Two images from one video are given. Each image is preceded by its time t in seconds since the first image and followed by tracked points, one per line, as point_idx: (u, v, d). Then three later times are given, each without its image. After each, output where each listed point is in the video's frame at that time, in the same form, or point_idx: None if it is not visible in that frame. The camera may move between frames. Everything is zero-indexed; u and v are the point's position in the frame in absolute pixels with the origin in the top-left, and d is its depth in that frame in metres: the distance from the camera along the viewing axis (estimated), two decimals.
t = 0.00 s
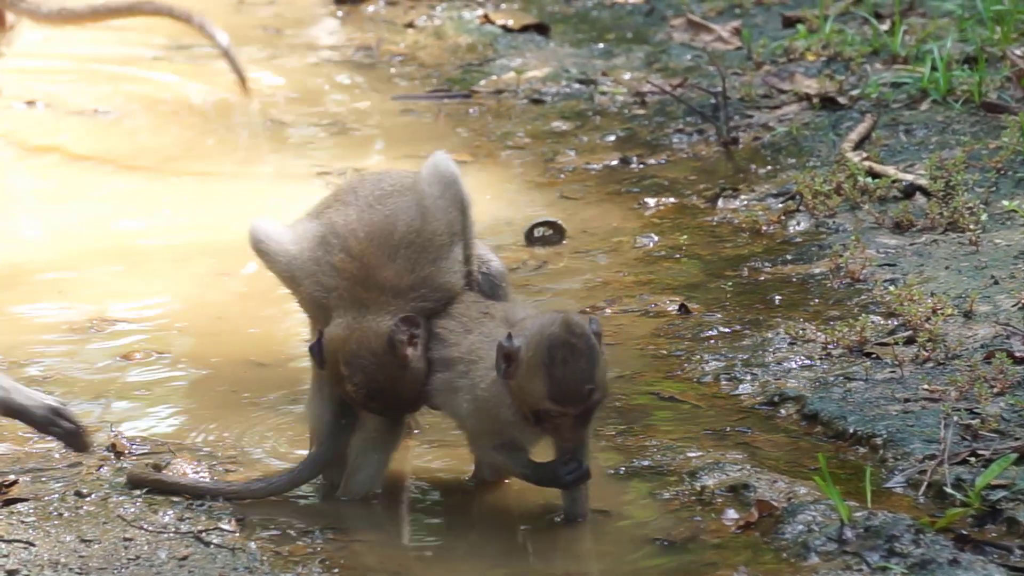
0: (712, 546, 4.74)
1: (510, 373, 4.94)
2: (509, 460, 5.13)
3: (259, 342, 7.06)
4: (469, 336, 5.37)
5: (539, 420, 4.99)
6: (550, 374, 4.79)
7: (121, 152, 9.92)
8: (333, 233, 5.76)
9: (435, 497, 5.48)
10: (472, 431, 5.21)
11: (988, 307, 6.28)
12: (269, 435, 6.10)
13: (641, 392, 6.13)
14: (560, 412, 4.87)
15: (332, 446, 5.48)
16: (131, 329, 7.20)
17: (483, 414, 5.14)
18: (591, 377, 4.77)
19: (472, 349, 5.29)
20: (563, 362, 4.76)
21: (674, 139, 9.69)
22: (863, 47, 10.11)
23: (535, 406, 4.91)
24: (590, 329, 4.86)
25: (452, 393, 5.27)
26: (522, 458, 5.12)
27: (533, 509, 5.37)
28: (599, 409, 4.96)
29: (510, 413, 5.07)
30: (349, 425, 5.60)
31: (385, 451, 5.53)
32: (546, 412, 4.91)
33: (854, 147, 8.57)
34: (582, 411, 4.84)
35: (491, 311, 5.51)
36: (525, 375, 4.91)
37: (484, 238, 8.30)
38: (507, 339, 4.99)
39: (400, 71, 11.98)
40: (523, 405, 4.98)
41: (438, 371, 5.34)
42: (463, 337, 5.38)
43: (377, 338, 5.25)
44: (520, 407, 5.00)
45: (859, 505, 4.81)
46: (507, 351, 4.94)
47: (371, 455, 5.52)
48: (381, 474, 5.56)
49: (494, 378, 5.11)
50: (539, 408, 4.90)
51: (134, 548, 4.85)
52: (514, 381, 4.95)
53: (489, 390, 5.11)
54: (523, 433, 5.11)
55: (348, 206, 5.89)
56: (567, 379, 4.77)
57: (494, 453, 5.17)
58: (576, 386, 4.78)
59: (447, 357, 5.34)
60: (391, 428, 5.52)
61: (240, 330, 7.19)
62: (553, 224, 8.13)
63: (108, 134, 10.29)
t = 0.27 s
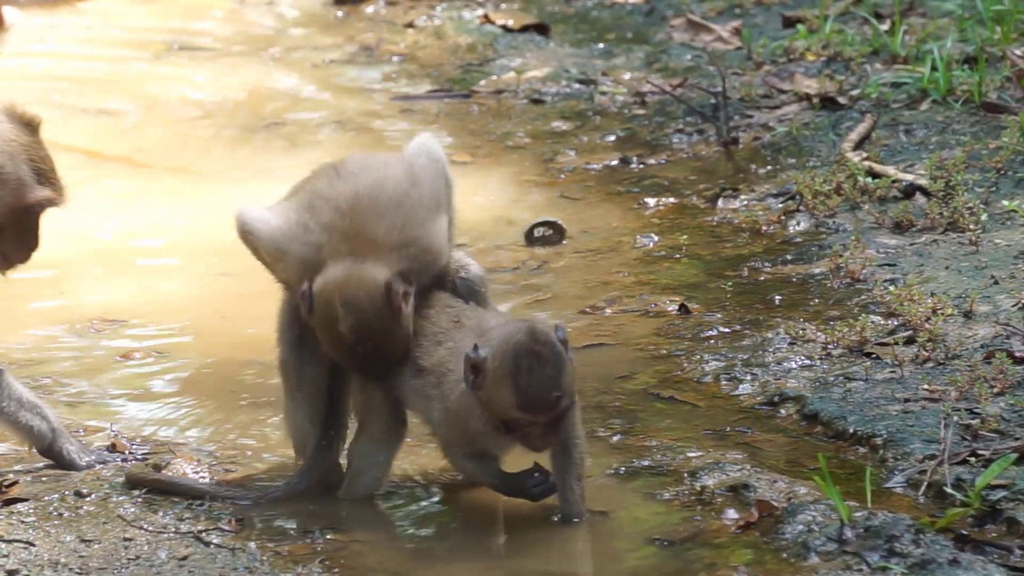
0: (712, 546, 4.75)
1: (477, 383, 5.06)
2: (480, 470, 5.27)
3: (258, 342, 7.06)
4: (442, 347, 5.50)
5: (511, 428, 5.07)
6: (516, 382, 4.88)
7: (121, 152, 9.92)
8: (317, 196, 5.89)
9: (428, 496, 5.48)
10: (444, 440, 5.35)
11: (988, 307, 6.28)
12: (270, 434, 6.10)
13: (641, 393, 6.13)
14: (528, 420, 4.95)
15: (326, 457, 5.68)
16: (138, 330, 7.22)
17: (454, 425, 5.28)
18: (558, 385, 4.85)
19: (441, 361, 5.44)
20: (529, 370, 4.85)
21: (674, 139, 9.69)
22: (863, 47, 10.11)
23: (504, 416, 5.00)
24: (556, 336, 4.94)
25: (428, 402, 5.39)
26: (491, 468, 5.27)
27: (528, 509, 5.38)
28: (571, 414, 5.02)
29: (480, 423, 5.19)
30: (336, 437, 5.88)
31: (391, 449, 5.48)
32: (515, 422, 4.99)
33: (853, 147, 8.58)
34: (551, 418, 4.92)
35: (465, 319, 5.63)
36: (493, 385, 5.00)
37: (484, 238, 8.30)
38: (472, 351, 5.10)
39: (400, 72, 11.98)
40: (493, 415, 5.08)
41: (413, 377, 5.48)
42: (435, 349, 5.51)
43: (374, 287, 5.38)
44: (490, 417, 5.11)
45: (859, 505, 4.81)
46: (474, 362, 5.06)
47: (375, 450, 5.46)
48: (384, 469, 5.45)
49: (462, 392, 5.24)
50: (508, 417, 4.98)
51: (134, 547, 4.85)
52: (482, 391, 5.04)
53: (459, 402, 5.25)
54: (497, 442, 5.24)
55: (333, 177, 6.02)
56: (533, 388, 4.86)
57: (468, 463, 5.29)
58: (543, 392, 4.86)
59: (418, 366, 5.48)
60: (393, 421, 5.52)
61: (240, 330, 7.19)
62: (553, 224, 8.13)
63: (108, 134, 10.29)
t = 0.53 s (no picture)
0: (712, 546, 4.75)
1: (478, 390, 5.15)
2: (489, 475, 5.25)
3: (258, 341, 7.06)
4: (444, 349, 5.44)
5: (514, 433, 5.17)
6: (518, 388, 5.03)
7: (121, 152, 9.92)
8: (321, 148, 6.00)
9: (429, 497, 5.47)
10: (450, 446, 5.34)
11: (988, 307, 6.28)
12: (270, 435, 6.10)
13: (641, 393, 6.14)
14: (530, 425, 5.09)
15: (326, 457, 5.65)
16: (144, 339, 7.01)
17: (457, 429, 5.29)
18: (558, 390, 5.02)
19: (445, 364, 5.39)
20: (530, 376, 5.01)
21: (674, 139, 9.69)
22: (863, 47, 10.11)
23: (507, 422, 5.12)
24: (554, 340, 5.14)
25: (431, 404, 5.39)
26: (495, 470, 5.26)
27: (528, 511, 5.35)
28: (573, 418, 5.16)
29: (482, 426, 5.24)
30: (337, 436, 5.81)
31: (383, 449, 5.47)
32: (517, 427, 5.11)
33: (853, 147, 8.58)
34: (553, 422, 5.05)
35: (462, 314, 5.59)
36: (494, 391, 5.13)
37: (484, 238, 8.31)
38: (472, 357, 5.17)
39: (400, 71, 11.97)
40: (493, 420, 5.18)
41: (417, 384, 5.46)
42: (435, 350, 5.45)
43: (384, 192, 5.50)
44: (493, 423, 5.19)
45: (859, 505, 4.81)
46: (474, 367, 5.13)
47: (367, 449, 5.45)
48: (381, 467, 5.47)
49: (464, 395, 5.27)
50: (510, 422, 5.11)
51: (135, 547, 4.85)
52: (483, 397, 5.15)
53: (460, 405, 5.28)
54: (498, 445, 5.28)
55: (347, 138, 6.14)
56: (534, 393, 5.01)
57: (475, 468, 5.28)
58: (545, 397, 5.01)
59: (423, 370, 5.44)
60: (386, 421, 5.51)
61: (240, 330, 7.19)
62: (553, 224, 8.14)
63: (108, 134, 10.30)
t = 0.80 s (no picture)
0: (712, 546, 4.75)
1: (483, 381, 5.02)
2: (507, 482, 5.14)
3: (258, 341, 7.06)
4: (445, 346, 5.35)
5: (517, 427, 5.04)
6: (525, 379, 4.91)
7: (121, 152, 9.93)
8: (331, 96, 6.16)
9: (427, 496, 5.47)
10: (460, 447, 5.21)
11: (988, 308, 6.28)
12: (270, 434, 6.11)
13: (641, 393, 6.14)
14: (535, 418, 4.96)
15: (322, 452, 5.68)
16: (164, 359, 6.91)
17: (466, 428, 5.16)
18: (566, 381, 4.91)
19: (447, 360, 5.29)
20: (539, 367, 4.91)
21: (674, 139, 9.69)
22: (863, 47, 10.11)
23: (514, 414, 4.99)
24: (560, 332, 5.04)
25: (436, 405, 5.30)
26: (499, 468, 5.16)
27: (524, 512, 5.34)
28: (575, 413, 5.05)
29: (487, 420, 5.10)
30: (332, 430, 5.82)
31: (374, 442, 5.47)
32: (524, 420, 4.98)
33: (853, 147, 8.58)
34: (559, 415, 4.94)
35: (460, 310, 5.52)
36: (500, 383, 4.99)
37: (484, 238, 8.31)
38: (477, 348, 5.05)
39: (400, 71, 11.97)
40: (500, 413, 5.04)
41: (421, 389, 5.37)
42: (438, 347, 5.36)
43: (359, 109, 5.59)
44: (497, 416, 5.06)
45: (859, 505, 4.81)
46: (481, 358, 5.01)
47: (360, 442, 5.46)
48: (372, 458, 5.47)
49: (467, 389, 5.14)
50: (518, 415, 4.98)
51: (135, 548, 4.85)
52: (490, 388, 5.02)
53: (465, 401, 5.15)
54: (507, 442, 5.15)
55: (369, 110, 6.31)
56: (542, 385, 4.90)
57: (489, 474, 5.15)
58: (551, 388, 4.90)
59: (427, 373, 5.33)
60: (376, 415, 5.48)
61: (240, 330, 7.20)
62: (553, 224, 8.14)
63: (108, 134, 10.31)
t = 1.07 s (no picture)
0: (713, 546, 4.75)
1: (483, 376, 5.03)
2: (512, 480, 5.10)
3: (258, 342, 7.06)
4: (443, 345, 5.34)
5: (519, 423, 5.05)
6: (526, 372, 4.95)
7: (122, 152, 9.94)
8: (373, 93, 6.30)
9: (427, 496, 5.47)
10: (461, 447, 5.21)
11: (988, 308, 6.28)
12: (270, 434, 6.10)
13: (641, 393, 6.14)
14: (536, 413, 4.98)
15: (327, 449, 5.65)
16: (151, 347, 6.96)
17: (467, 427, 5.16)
18: (566, 373, 4.96)
19: (445, 359, 5.28)
20: (539, 360, 4.96)
21: (674, 139, 9.69)
22: (863, 47, 10.11)
23: (514, 409, 5.01)
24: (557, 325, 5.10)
25: (437, 405, 5.31)
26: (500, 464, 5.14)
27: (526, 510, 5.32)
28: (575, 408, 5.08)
29: (487, 416, 5.10)
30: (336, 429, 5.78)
31: (372, 442, 5.47)
32: (525, 415, 5.00)
33: (853, 147, 8.59)
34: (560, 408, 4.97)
35: (457, 307, 5.50)
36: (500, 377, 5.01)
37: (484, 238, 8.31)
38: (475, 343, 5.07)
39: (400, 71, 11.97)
40: (499, 409, 5.05)
41: (422, 389, 5.38)
42: (436, 345, 5.36)
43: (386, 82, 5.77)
44: (498, 413, 5.06)
45: (859, 506, 4.81)
46: (479, 353, 5.01)
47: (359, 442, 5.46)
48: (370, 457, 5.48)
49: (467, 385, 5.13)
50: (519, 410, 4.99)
51: (135, 548, 4.85)
52: (489, 384, 5.02)
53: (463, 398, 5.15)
54: (506, 440, 5.14)
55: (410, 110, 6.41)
56: (542, 377, 4.95)
57: (493, 472, 5.13)
58: (552, 381, 4.94)
59: (427, 373, 5.34)
60: (374, 414, 5.46)
61: (240, 330, 7.20)
62: (553, 224, 8.14)
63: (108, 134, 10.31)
